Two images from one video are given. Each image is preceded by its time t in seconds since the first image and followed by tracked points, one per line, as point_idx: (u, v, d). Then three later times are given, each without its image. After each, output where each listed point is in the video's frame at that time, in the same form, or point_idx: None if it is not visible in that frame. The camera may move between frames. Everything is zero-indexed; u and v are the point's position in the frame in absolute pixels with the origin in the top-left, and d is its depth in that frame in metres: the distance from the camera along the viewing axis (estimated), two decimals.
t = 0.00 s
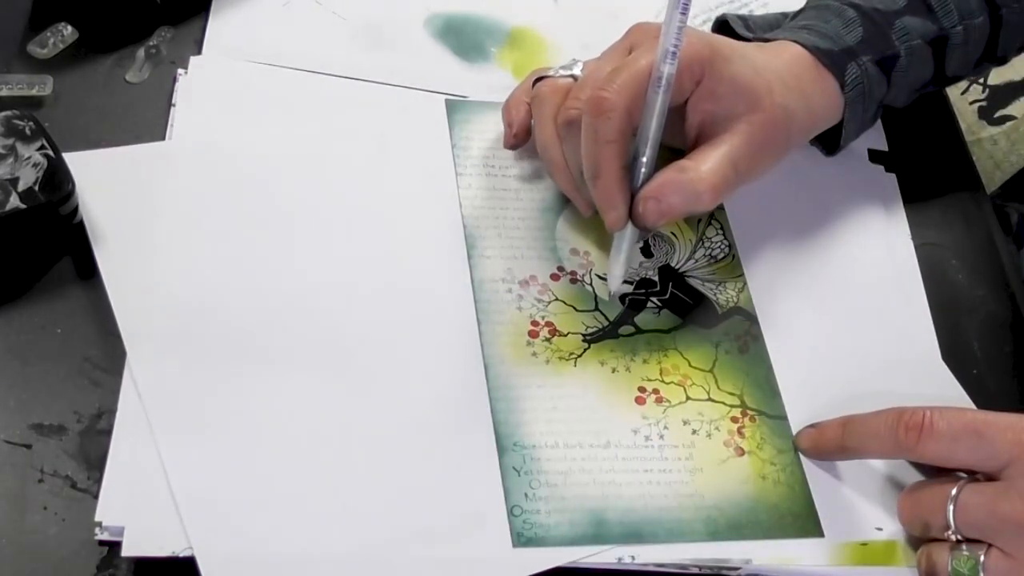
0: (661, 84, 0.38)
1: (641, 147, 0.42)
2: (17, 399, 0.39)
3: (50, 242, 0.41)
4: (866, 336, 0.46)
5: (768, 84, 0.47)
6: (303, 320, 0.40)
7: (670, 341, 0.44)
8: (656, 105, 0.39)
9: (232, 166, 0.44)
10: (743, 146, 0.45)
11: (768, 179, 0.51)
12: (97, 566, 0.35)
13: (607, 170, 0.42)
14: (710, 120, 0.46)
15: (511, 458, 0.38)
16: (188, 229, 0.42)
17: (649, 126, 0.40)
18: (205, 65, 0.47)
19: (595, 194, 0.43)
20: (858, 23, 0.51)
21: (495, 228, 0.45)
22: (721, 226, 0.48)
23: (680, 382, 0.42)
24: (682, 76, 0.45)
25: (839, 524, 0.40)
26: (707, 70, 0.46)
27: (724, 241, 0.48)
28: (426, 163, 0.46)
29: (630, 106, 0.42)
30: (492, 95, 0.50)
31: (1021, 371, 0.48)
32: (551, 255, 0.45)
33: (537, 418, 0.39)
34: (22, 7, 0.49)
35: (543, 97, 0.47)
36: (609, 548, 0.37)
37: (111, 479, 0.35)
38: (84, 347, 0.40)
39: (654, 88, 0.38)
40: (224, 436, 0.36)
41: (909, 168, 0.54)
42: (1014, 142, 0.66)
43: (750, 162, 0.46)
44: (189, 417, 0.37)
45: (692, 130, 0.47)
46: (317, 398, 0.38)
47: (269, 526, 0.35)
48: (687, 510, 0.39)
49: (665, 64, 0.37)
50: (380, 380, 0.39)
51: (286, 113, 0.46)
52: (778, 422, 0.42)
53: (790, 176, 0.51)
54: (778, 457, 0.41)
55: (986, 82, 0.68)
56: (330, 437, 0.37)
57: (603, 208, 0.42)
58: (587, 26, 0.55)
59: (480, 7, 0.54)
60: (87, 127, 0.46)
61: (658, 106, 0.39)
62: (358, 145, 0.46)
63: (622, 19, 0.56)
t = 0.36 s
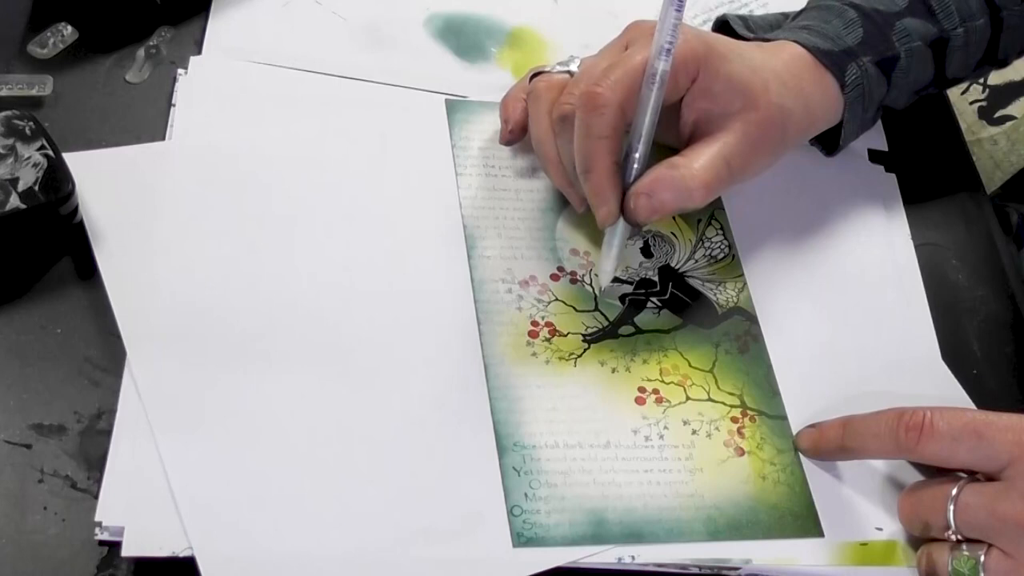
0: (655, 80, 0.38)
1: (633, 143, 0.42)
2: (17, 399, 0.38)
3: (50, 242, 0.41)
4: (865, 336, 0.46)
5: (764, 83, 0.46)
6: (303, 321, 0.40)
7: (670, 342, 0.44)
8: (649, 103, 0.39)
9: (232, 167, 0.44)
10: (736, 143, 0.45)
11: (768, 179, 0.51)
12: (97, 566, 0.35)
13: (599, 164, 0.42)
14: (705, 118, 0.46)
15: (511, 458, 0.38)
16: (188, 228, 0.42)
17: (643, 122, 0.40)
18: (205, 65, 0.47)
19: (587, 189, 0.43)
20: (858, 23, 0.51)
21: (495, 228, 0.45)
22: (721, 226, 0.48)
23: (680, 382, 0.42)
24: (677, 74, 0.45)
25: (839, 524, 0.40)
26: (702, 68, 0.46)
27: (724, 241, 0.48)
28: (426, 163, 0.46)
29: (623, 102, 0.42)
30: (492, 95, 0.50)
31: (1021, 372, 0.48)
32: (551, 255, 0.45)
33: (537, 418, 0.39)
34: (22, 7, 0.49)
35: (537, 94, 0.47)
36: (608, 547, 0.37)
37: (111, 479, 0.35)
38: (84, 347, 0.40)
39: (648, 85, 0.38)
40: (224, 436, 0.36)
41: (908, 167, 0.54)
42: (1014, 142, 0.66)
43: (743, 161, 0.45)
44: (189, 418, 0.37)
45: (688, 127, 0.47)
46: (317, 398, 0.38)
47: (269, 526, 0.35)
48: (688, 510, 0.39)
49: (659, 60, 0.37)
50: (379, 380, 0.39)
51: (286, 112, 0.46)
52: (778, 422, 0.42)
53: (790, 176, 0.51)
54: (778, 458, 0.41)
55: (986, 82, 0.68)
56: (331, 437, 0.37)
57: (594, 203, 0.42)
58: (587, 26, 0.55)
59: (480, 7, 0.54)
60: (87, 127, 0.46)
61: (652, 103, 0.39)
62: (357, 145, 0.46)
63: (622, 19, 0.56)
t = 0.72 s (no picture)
0: (657, 56, 0.38)
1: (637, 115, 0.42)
2: (17, 399, 0.38)
3: (50, 242, 0.41)
4: (864, 336, 0.46)
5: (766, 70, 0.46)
6: (303, 320, 0.40)
7: (670, 342, 0.44)
8: (649, 85, 0.40)
9: (232, 167, 0.44)
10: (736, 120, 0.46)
11: (768, 179, 0.51)
12: (97, 566, 0.35)
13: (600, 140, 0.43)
14: (707, 101, 0.47)
15: (511, 458, 0.38)
16: (187, 228, 0.42)
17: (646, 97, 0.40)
18: (205, 65, 0.47)
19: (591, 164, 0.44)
20: (858, 23, 0.51)
21: (495, 228, 0.45)
22: (721, 226, 0.48)
23: (680, 382, 0.42)
24: (679, 56, 0.45)
25: (840, 524, 0.40)
26: (703, 51, 0.45)
27: (724, 240, 0.48)
28: (426, 163, 0.46)
29: (627, 75, 0.43)
30: (492, 95, 0.50)
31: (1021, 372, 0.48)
32: (551, 255, 0.45)
33: (538, 418, 0.39)
34: (22, 7, 0.50)
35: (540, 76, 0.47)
36: (608, 547, 0.37)
37: (111, 479, 0.35)
38: (84, 347, 0.40)
39: (650, 61, 0.39)
40: (224, 436, 0.36)
41: (908, 167, 0.54)
42: (1014, 142, 0.66)
43: (744, 139, 0.46)
44: (189, 417, 0.37)
45: (688, 110, 0.47)
46: (317, 398, 0.38)
47: (268, 526, 0.35)
48: (688, 510, 0.39)
49: (656, 42, 0.38)
50: (378, 379, 0.39)
51: (287, 112, 0.46)
52: (778, 422, 0.42)
53: (790, 176, 0.51)
54: (778, 457, 0.41)
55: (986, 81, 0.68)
56: (330, 437, 0.37)
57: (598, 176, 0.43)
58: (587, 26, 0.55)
59: (480, 6, 0.54)
60: (87, 127, 0.46)
61: (652, 81, 0.39)
62: (358, 145, 0.46)
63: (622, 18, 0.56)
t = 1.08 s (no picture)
0: None
1: None
2: (17, 399, 0.38)
3: (51, 242, 0.41)
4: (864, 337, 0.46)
5: None
6: (304, 320, 0.40)
7: (674, 344, 0.43)
8: None
9: (232, 166, 0.44)
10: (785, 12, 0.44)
11: (768, 180, 0.51)
12: (97, 566, 0.35)
13: None
14: None
15: (515, 459, 0.38)
16: (187, 228, 0.41)
17: None
18: (205, 65, 0.47)
19: None
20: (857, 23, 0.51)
21: (497, 229, 0.45)
22: (723, 228, 0.48)
23: (684, 384, 0.42)
24: None
25: (843, 525, 0.40)
26: None
27: (726, 243, 0.48)
28: (426, 162, 0.46)
29: None
30: (493, 94, 0.50)
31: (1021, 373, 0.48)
32: (554, 256, 0.45)
33: (542, 420, 0.39)
34: (22, 8, 0.49)
35: None
36: (611, 549, 0.37)
37: (112, 478, 0.35)
38: (84, 347, 0.40)
39: None
40: (224, 436, 0.36)
41: (908, 168, 0.54)
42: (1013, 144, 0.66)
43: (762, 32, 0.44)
44: (189, 417, 0.37)
45: None
46: (320, 399, 0.38)
47: (268, 526, 0.35)
48: (691, 512, 0.39)
49: None
50: (379, 380, 0.39)
51: (287, 112, 0.46)
52: (781, 424, 0.42)
53: (791, 178, 0.51)
54: (781, 459, 0.41)
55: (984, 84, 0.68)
56: (332, 438, 0.37)
57: None
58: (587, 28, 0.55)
59: (480, 7, 0.54)
60: (87, 127, 0.46)
61: None
62: (358, 144, 0.46)
63: (622, 19, 0.56)
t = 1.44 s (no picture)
0: None
1: None
2: (17, 399, 0.38)
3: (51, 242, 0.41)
4: (864, 336, 0.46)
5: None
6: (304, 319, 0.40)
7: (674, 343, 0.43)
8: None
9: (232, 166, 0.43)
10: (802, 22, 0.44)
11: (769, 181, 0.51)
12: (97, 566, 0.35)
13: None
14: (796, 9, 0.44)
15: (515, 460, 0.38)
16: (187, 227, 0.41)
17: None
18: (205, 65, 0.47)
19: None
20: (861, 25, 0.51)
21: (498, 229, 0.45)
22: (723, 228, 0.48)
23: (684, 384, 0.42)
24: None
25: (843, 524, 0.40)
26: None
27: (726, 243, 0.48)
28: (426, 162, 0.46)
29: None
30: (493, 94, 0.50)
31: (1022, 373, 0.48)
32: (554, 256, 0.45)
33: (542, 420, 0.39)
34: (22, 8, 0.49)
35: None
36: (612, 549, 0.37)
37: (112, 477, 0.35)
38: (84, 347, 0.40)
39: None
40: (224, 435, 0.36)
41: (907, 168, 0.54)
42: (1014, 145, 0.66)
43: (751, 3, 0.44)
44: (189, 416, 0.37)
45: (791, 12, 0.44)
46: (320, 398, 0.38)
47: (269, 525, 0.35)
48: (692, 512, 0.39)
49: None
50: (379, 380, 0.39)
51: (287, 112, 0.46)
52: (781, 424, 0.42)
53: (791, 179, 0.51)
54: (781, 459, 0.41)
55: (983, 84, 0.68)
56: (332, 438, 0.37)
57: None
58: (587, 28, 0.55)
59: (480, 7, 0.54)
60: (86, 127, 0.46)
61: None
62: (358, 144, 0.46)
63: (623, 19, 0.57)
